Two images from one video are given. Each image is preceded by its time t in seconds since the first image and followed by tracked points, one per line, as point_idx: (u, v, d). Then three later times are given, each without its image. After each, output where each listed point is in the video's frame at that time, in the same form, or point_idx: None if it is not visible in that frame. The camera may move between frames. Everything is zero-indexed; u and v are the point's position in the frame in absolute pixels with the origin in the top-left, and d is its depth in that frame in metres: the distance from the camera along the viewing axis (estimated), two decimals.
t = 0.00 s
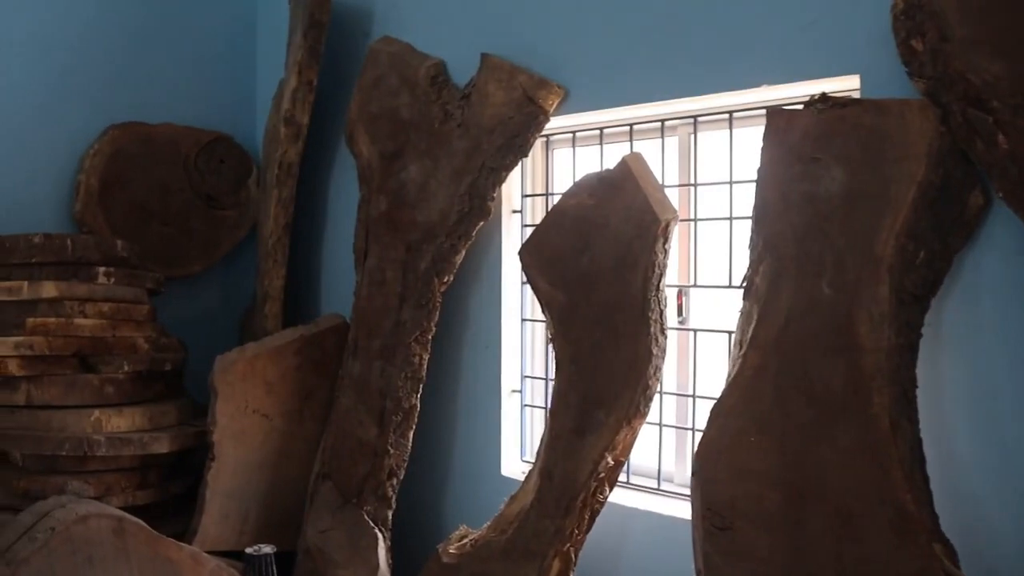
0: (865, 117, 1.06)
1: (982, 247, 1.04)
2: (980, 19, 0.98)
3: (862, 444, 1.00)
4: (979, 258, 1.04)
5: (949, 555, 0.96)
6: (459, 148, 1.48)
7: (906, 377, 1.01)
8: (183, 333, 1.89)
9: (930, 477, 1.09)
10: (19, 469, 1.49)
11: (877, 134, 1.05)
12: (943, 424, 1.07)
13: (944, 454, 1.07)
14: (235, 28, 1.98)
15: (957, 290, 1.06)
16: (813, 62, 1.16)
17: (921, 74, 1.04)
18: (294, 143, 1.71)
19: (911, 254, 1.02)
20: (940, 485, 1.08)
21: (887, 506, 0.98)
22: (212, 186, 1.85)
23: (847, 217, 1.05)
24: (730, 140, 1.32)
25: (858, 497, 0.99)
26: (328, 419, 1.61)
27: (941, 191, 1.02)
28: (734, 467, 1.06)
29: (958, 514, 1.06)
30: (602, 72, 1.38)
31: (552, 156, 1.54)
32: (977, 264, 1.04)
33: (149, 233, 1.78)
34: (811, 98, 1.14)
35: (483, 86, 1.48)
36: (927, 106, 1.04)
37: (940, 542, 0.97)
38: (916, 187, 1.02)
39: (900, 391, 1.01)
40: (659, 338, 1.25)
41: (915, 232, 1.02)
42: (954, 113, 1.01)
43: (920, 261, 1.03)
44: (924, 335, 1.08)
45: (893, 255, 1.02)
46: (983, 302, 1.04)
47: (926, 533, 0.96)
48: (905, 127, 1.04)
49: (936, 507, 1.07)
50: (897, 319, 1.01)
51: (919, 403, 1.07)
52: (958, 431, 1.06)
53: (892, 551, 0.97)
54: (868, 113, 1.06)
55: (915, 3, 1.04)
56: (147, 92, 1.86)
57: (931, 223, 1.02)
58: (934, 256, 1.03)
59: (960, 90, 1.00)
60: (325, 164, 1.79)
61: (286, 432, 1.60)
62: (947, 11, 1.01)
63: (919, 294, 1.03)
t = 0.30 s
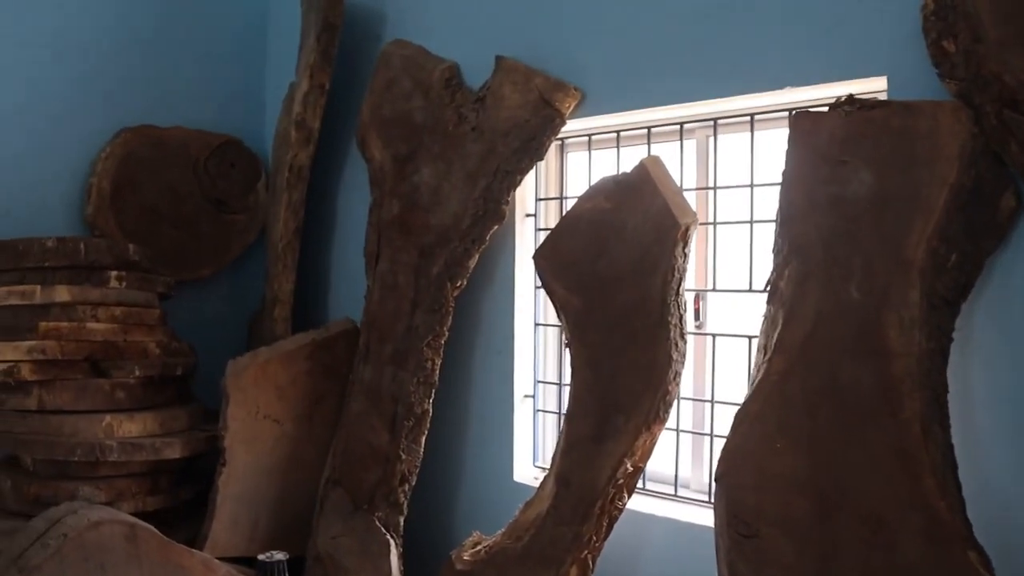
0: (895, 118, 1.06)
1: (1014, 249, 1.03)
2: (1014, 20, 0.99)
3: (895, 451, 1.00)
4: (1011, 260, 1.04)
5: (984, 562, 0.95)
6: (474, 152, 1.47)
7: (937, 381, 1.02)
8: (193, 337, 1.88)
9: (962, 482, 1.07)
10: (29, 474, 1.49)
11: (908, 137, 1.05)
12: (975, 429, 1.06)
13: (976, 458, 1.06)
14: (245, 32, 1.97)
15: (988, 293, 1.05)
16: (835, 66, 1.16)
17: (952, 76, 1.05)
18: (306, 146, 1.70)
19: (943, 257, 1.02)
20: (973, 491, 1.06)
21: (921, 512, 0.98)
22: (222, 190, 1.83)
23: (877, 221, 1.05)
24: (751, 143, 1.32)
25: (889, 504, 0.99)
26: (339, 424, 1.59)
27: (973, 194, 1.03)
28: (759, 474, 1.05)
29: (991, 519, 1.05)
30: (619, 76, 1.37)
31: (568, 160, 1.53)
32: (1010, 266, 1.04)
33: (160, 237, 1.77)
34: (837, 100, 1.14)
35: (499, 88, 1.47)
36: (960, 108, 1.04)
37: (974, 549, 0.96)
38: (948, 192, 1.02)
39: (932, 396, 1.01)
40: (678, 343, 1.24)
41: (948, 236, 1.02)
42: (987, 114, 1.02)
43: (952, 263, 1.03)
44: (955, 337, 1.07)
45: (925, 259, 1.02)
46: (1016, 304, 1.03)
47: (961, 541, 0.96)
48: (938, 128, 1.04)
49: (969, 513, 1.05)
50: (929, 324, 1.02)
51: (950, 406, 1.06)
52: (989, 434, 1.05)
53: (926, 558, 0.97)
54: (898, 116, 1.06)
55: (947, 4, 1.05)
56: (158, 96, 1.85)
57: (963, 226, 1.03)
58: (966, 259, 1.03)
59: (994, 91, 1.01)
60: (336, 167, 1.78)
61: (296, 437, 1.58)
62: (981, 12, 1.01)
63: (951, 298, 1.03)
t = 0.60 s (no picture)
0: (902, 125, 1.07)
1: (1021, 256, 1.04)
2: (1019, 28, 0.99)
3: (907, 457, 1.01)
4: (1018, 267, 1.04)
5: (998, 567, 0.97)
6: (473, 156, 1.45)
7: (949, 389, 1.02)
8: (184, 342, 1.85)
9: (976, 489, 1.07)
10: (20, 483, 1.46)
11: (914, 145, 1.06)
12: (981, 435, 1.07)
13: (988, 465, 1.07)
14: (236, 34, 1.95)
15: (996, 300, 1.06)
16: (842, 74, 1.16)
17: (959, 83, 1.06)
18: (301, 149, 1.68)
19: (953, 264, 1.02)
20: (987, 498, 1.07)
21: (935, 518, 0.99)
22: (213, 194, 1.80)
23: (885, 228, 1.05)
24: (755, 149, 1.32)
25: (900, 510, 1.00)
26: (337, 431, 1.58)
27: (982, 201, 1.03)
28: (772, 479, 1.06)
29: (1004, 525, 1.05)
30: (622, 82, 1.37)
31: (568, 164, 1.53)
32: (1017, 273, 1.05)
33: (152, 240, 1.74)
34: (844, 108, 1.15)
35: (498, 92, 1.45)
36: (966, 116, 1.05)
37: (989, 554, 0.97)
38: (957, 200, 1.02)
39: (945, 403, 1.01)
40: (685, 349, 1.24)
41: (957, 243, 1.02)
42: (993, 122, 1.03)
43: (961, 271, 1.03)
44: (964, 344, 1.08)
45: (934, 266, 1.02)
46: None
47: (976, 546, 0.97)
48: (944, 135, 1.05)
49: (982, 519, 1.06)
50: (940, 332, 1.02)
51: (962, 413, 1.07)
52: (1000, 441, 1.06)
53: (941, 564, 0.98)
54: (906, 123, 1.07)
55: (952, 12, 1.05)
56: (147, 98, 1.82)
57: (972, 232, 1.03)
58: (976, 265, 1.04)
59: (1001, 100, 1.02)
60: (331, 171, 1.76)
61: (295, 444, 1.57)
62: (987, 21, 1.01)
63: (959, 305, 1.03)
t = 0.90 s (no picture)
0: (924, 131, 1.06)
1: None
2: None
3: (930, 465, 1.00)
4: None
5: None
6: (485, 161, 1.44)
7: (971, 395, 1.02)
8: (188, 348, 1.83)
9: (1001, 495, 1.07)
10: (25, 492, 1.43)
11: (936, 150, 1.05)
12: (1004, 441, 1.07)
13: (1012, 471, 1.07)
14: (239, 37, 1.94)
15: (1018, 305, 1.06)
16: (861, 80, 1.16)
17: (980, 89, 1.07)
18: (307, 153, 1.66)
19: (975, 269, 1.03)
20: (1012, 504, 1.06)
21: (960, 525, 0.99)
22: (218, 197, 1.79)
23: (907, 235, 1.05)
24: (771, 155, 1.32)
25: (923, 517, 1.00)
26: (346, 437, 1.56)
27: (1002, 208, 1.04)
28: (794, 487, 1.05)
29: None
30: (636, 86, 1.36)
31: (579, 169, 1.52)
32: None
33: (156, 245, 1.72)
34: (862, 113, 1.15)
35: (510, 96, 1.44)
36: (989, 122, 1.05)
37: (1016, 561, 0.97)
38: (980, 207, 1.02)
39: (968, 410, 1.02)
40: (702, 355, 1.23)
41: (980, 249, 1.03)
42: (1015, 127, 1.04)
43: (982, 276, 1.04)
44: (987, 349, 1.08)
45: (957, 273, 1.02)
46: None
47: (1002, 553, 0.97)
48: (968, 142, 1.04)
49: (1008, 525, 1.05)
50: (963, 338, 1.02)
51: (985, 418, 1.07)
52: None
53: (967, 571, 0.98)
54: (928, 129, 1.06)
55: (974, 18, 1.06)
56: (151, 101, 1.80)
57: (995, 237, 1.04)
58: (996, 271, 1.05)
59: None
60: (338, 175, 1.75)
61: (303, 451, 1.55)
62: (1010, 28, 1.03)
63: (981, 310, 1.04)
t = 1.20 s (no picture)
0: (946, 135, 1.07)
1: None
2: None
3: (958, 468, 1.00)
4: None
5: None
6: (501, 164, 1.44)
7: (997, 399, 1.02)
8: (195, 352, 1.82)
9: None
10: (37, 497, 1.43)
11: (960, 154, 1.06)
12: None
13: None
14: (246, 39, 1.92)
15: None
16: (882, 82, 1.16)
17: (1004, 93, 1.06)
18: (318, 156, 1.66)
19: (1000, 273, 1.03)
20: None
21: (989, 529, 0.98)
22: (225, 200, 1.78)
23: (932, 238, 1.05)
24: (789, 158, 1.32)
25: (952, 520, 1.00)
26: (359, 441, 1.55)
27: None
28: (820, 491, 1.04)
29: None
30: (653, 88, 1.36)
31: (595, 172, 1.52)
32: None
33: (163, 247, 1.71)
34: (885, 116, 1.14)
35: (525, 99, 1.44)
36: (1013, 125, 1.05)
37: None
38: (1005, 210, 1.03)
39: (995, 414, 1.02)
40: (722, 359, 1.23)
41: (1006, 252, 1.03)
42: None
43: (1009, 280, 1.04)
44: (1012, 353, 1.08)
45: (983, 275, 1.03)
46: None
47: None
48: (993, 145, 1.05)
49: None
50: (989, 341, 1.02)
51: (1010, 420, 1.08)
52: None
53: None
54: (951, 133, 1.06)
55: (997, 20, 1.06)
56: (158, 103, 1.79)
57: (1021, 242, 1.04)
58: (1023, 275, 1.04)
59: None
60: (349, 178, 1.74)
61: (315, 455, 1.54)
62: None
63: (1008, 314, 1.04)
